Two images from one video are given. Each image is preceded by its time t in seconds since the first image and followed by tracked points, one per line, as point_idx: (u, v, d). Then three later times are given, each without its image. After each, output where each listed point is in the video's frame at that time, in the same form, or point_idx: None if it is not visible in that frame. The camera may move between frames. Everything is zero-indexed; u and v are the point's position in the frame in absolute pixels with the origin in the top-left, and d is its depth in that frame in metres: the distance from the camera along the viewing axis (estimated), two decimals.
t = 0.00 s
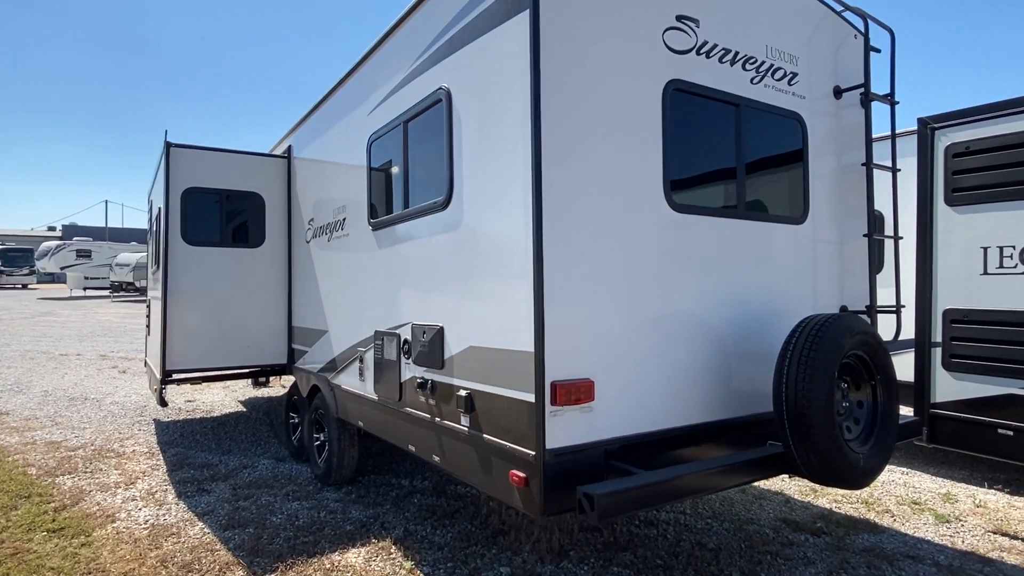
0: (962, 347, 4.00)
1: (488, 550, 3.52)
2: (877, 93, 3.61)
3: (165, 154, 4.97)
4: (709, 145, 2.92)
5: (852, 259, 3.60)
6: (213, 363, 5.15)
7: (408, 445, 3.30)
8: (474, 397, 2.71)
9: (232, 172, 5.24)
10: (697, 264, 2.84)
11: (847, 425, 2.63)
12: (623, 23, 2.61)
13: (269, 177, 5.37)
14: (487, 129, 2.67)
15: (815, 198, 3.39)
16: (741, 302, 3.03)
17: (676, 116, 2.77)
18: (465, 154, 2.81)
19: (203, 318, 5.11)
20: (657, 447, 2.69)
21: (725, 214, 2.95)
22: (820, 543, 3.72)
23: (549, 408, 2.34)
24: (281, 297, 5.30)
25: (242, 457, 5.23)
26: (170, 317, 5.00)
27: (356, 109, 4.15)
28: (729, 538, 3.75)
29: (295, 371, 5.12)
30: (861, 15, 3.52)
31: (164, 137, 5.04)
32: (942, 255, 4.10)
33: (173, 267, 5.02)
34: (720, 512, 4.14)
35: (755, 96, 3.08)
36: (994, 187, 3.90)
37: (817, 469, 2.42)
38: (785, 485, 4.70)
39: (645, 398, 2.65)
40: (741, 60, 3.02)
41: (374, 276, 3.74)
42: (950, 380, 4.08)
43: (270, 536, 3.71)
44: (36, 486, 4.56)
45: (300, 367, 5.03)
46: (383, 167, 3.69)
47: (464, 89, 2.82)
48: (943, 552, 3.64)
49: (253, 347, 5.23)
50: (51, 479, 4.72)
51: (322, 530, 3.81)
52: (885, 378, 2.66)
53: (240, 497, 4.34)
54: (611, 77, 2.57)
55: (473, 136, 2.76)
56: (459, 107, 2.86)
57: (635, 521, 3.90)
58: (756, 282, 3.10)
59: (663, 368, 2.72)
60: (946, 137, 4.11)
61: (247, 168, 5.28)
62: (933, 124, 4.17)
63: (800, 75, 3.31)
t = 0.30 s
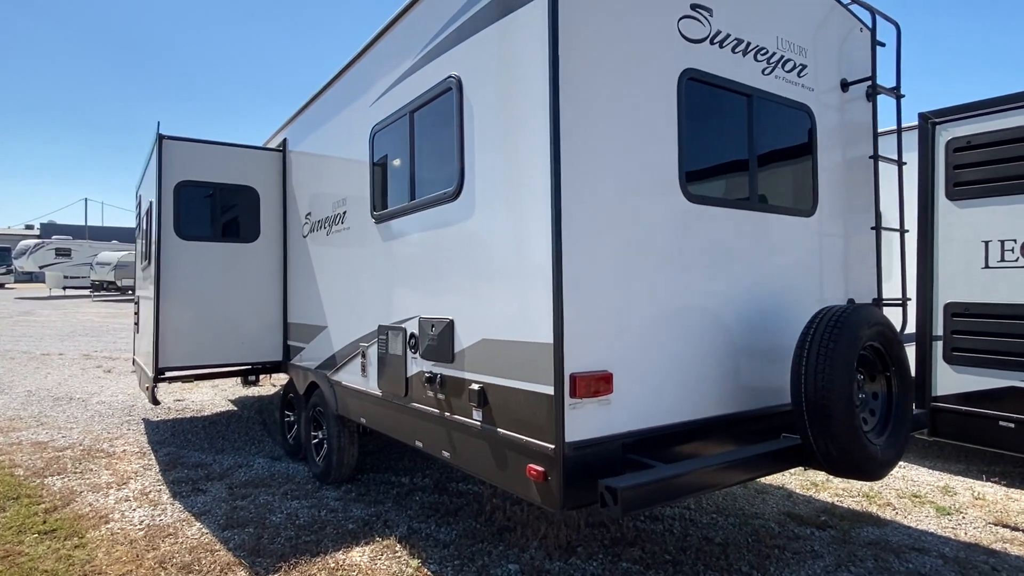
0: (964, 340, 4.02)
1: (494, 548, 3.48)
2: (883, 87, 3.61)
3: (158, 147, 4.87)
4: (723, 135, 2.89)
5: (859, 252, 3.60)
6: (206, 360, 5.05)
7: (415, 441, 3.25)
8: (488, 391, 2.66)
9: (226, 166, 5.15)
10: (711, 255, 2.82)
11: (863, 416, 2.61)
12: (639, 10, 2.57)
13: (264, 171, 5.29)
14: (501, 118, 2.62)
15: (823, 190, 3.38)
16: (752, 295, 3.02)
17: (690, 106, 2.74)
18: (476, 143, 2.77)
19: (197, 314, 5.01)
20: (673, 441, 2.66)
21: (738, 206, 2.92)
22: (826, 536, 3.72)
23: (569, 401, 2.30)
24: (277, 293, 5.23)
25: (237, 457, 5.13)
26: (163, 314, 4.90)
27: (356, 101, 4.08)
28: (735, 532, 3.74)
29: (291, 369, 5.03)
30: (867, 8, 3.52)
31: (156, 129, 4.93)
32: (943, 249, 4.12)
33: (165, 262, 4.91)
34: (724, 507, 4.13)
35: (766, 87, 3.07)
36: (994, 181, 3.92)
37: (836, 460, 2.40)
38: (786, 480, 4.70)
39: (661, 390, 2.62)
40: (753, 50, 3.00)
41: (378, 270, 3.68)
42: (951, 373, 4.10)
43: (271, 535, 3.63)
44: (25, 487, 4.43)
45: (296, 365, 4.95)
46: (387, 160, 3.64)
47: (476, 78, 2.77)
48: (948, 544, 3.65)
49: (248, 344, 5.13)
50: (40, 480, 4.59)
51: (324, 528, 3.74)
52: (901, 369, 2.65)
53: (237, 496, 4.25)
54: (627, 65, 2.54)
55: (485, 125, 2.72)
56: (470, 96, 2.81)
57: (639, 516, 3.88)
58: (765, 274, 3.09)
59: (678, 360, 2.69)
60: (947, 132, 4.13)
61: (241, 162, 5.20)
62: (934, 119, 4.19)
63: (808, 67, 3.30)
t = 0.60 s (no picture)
0: (969, 336, 4.03)
1: (504, 548, 3.43)
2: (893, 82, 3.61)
3: (154, 141, 4.78)
4: (739, 129, 2.86)
5: (870, 247, 3.58)
6: (203, 359, 4.95)
7: (424, 440, 3.19)
8: (504, 388, 2.61)
9: (223, 160, 5.07)
10: (727, 251, 2.79)
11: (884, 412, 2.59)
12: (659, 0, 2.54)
13: (262, 166, 5.21)
14: (519, 110, 2.57)
15: (835, 185, 3.37)
16: (766, 290, 3.00)
17: (708, 99, 2.71)
18: (492, 136, 2.72)
19: (194, 312, 4.91)
20: (691, 438, 2.63)
21: (754, 201, 2.90)
22: (835, 533, 3.71)
23: (591, 398, 2.26)
24: (275, 290, 5.15)
25: (234, 457, 5.05)
26: (159, 311, 4.80)
27: (360, 94, 4.01)
28: (744, 529, 3.72)
29: (291, 367, 4.95)
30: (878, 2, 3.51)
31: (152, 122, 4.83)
32: (948, 246, 4.12)
33: (162, 258, 4.82)
34: (731, 504, 4.11)
35: (781, 81, 3.04)
36: (1000, 178, 3.92)
37: (859, 457, 2.38)
38: (790, 477, 4.69)
39: (680, 387, 2.59)
40: (768, 44, 2.98)
41: (384, 267, 3.62)
42: (957, 370, 4.10)
43: (275, 537, 3.56)
44: (17, 490, 4.31)
45: (296, 363, 4.87)
46: (393, 154, 3.58)
47: (490, 70, 2.72)
48: (956, 539, 3.65)
49: (246, 342, 5.04)
50: (32, 483, 4.48)
51: (328, 530, 3.67)
52: (920, 364, 2.63)
53: (237, 498, 4.16)
54: (647, 57, 2.50)
55: (502, 118, 2.67)
56: (485, 88, 2.76)
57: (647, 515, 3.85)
58: (779, 270, 3.07)
59: (696, 356, 2.66)
60: (952, 128, 4.14)
61: (239, 157, 5.12)
62: (939, 115, 4.19)
63: (821, 62, 3.28)
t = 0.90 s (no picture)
0: (979, 332, 4.02)
1: (516, 547, 3.39)
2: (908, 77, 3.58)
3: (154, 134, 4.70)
4: (760, 122, 2.83)
5: (883, 242, 3.57)
6: (204, 356, 4.87)
7: (437, 438, 3.14)
8: (524, 385, 2.58)
9: (225, 155, 5.00)
10: (747, 245, 2.77)
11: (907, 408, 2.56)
12: None
13: (263, 161, 5.15)
14: (541, 103, 2.54)
15: (850, 179, 3.34)
16: (784, 285, 2.97)
17: (730, 91, 2.68)
18: (511, 129, 2.68)
19: (196, 308, 4.83)
20: (713, 435, 2.60)
21: (773, 195, 2.87)
22: (847, 529, 3.70)
23: (617, 395, 2.22)
24: (277, 287, 5.09)
25: (237, 456, 4.98)
26: (160, 307, 4.72)
27: (365, 87, 3.94)
28: (757, 526, 3.70)
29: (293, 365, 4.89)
30: None
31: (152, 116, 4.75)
32: (958, 241, 4.12)
33: (162, 254, 4.74)
34: (742, 500, 4.09)
35: (799, 74, 3.02)
36: (1009, 173, 3.92)
37: (886, 454, 2.35)
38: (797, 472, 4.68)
39: (702, 383, 2.56)
40: (787, 37, 2.95)
41: (393, 263, 3.56)
42: (966, 365, 4.10)
43: (283, 537, 3.51)
44: (16, 491, 4.22)
45: (300, 361, 4.81)
46: (403, 148, 3.52)
47: (509, 62, 2.68)
48: (967, 535, 3.65)
49: (248, 339, 4.98)
50: (31, 483, 4.39)
51: (337, 529, 3.62)
52: (942, 360, 2.61)
53: (242, 497, 4.10)
54: (671, 49, 2.47)
55: (522, 110, 2.63)
56: (503, 80, 2.72)
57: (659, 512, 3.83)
58: (797, 265, 3.04)
59: (718, 352, 2.63)
60: (962, 123, 4.13)
61: (240, 151, 5.05)
62: (948, 111, 4.19)
63: (837, 55, 3.26)
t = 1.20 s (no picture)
0: (988, 323, 4.01)
1: (529, 540, 3.37)
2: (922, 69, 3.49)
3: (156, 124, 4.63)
4: (779, 110, 2.81)
5: (897, 233, 3.55)
6: (208, 350, 4.82)
7: (450, 430, 3.11)
8: (543, 375, 2.55)
9: (228, 146, 4.95)
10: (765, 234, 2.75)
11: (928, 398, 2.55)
12: None
13: (267, 153, 5.10)
14: (561, 90, 2.51)
15: (865, 169, 3.33)
16: (802, 276, 2.96)
17: (751, 79, 2.66)
18: (529, 117, 2.65)
19: (199, 301, 4.77)
20: (734, 425, 2.58)
21: (792, 184, 2.86)
22: (858, 520, 3.70)
23: (642, 385, 2.20)
24: (281, 280, 5.05)
25: (241, 450, 4.93)
26: (163, 300, 4.65)
27: (373, 76, 3.90)
28: (768, 517, 3.70)
29: (298, 359, 4.85)
30: None
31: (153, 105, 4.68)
32: (967, 232, 4.11)
33: (165, 246, 4.67)
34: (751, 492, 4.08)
35: (817, 63, 3.00)
36: (1020, 164, 3.91)
37: (909, 444, 2.34)
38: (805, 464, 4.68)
39: (723, 374, 2.54)
40: (805, 25, 2.94)
41: (404, 253, 3.53)
42: (975, 356, 4.09)
43: (293, 531, 3.47)
44: (18, 486, 4.17)
45: (305, 354, 4.76)
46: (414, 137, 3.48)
47: (528, 48, 2.65)
48: (977, 525, 3.66)
49: (252, 332, 4.93)
50: (33, 478, 4.34)
51: (347, 523, 3.59)
52: (962, 350, 2.60)
53: (249, 491, 4.06)
54: (694, 35, 2.44)
55: (541, 97, 2.60)
56: (521, 67, 2.69)
57: (669, 503, 3.82)
58: (813, 255, 3.03)
59: (738, 342, 2.61)
60: (972, 115, 4.13)
61: (244, 143, 5.00)
62: (959, 102, 4.19)
63: (853, 44, 3.25)
